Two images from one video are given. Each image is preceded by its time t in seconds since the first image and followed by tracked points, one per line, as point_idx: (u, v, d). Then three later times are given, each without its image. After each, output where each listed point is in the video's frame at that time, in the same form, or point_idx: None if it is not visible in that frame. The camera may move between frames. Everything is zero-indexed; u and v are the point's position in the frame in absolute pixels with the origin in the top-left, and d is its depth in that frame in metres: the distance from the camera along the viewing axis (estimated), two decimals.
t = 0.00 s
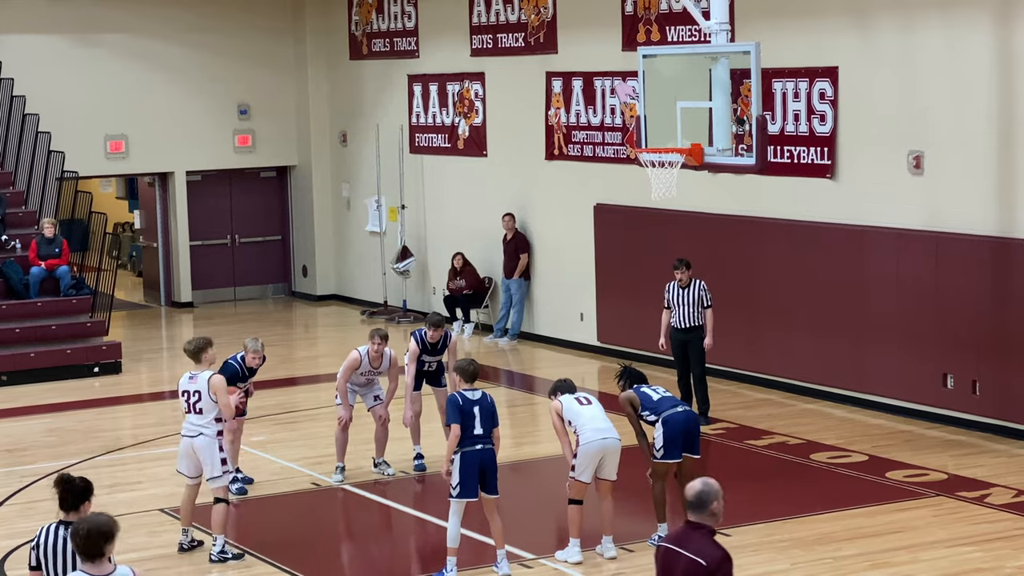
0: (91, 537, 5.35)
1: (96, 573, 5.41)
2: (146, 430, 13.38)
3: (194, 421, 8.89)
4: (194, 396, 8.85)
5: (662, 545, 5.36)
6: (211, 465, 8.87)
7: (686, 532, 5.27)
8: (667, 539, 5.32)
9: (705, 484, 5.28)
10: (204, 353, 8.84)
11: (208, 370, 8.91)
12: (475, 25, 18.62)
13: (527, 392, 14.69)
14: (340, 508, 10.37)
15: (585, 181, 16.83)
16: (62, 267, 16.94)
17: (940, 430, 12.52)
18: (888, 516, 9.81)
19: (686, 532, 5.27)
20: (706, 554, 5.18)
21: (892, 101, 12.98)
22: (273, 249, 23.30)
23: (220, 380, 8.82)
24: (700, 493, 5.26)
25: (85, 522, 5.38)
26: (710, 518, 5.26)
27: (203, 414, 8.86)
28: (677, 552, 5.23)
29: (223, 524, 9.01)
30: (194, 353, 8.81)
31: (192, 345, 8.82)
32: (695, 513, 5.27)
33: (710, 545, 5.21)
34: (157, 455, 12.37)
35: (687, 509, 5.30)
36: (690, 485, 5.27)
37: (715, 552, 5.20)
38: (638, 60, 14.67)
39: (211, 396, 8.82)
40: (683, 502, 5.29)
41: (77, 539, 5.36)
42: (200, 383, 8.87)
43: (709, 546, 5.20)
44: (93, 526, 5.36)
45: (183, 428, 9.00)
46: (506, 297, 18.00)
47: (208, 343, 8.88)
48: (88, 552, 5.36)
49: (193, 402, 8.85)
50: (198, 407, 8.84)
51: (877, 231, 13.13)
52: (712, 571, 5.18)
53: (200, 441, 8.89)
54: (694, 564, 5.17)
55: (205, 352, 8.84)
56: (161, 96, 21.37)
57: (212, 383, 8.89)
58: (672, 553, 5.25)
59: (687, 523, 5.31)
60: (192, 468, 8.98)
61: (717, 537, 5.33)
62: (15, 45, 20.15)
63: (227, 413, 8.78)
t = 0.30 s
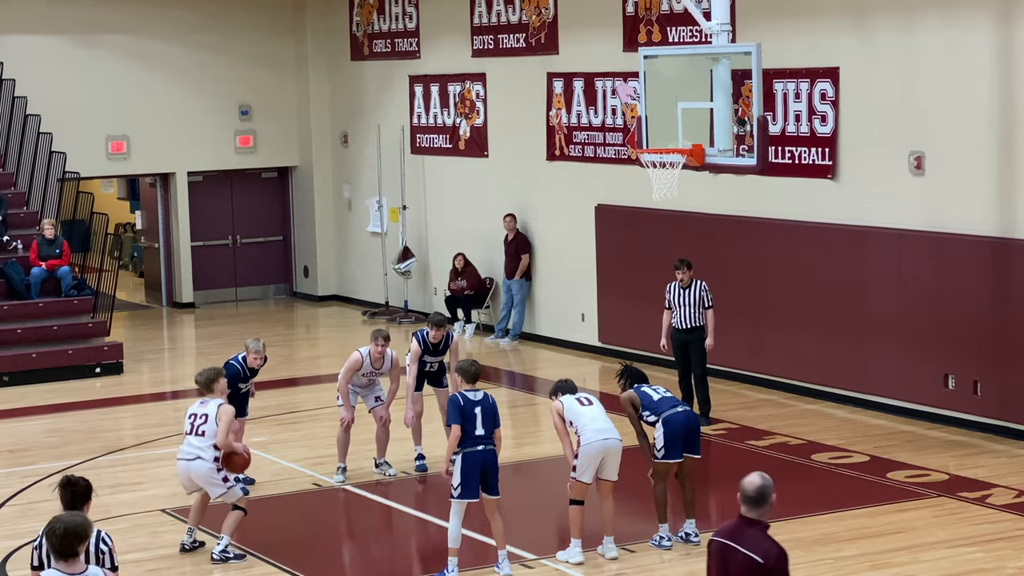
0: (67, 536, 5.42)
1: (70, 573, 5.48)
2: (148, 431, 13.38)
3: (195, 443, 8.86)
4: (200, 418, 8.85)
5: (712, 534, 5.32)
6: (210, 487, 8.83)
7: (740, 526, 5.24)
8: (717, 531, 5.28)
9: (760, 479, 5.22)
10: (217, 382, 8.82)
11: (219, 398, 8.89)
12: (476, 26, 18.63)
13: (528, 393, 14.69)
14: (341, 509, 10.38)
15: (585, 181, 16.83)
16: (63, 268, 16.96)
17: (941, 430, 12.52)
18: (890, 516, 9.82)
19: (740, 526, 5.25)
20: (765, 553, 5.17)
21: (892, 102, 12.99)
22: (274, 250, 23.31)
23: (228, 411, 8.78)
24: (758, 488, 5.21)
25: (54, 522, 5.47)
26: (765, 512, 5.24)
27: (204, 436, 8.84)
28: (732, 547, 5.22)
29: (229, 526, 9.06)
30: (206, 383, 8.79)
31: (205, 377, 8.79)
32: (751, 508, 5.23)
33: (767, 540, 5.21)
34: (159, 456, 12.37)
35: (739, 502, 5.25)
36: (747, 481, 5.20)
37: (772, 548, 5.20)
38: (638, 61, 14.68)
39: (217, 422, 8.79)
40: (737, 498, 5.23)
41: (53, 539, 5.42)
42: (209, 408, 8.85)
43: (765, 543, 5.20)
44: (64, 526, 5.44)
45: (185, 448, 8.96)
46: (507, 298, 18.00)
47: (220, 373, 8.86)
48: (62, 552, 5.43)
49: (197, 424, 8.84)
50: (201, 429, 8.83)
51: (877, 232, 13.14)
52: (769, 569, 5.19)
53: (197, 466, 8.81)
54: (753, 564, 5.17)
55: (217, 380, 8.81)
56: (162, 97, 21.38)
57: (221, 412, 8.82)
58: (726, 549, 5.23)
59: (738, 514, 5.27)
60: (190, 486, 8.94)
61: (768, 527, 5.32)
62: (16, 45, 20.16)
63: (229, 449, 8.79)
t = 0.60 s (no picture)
0: (40, 530, 5.41)
1: (39, 566, 5.47)
2: (148, 433, 13.38)
3: (196, 445, 8.84)
4: (200, 420, 8.85)
5: (754, 538, 5.47)
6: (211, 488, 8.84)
7: (784, 523, 5.38)
8: (759, 532, 5.43)
9: (801, 477, 5.41)
10: (217, 384, 8.82)
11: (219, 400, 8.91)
12: (476, 28, 18.64)
13: (528, 395, 14.69)
14: (342, 510, 10.38)
15: (586, 183, 16.83)
16: (64, 270, 16.95)
17: (942, 431, 12.52)
18: (890, 518, 9.82)
19: (783, 524, 5.38)
20: (810, 547, 5.28)
21: (893, 103, 12.98)
22: (274, 252, 23.32)
23: (229, 410, 8.81)
24: (799, 485, 5.38)
25: (24, 517, 5.45)
26: (808, 510, 5.38)
27: (205, 438, 8.83)
28: (779, 544, 5.33)
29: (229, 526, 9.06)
30: (206, 385, 8.78)
31: (204, 378, 8.78)
32: (793, 504, 5.38)
33: (812, 536, 5.32)
34: (159, 458, 12.37)
35: (780, 501, 5.42)
36: (788, 477, 5.39)
37: (819, 542, 5.30)
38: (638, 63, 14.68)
39: (217, 423, 8.80)
40: (779, 495, 5.40)
41: (25, 532, 5.40)
42: (210, 409, 8.87)
43: (810, 537, 5.31)
44: (34, 520, 5.42)
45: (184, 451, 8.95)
46: (508, 300, 18.00)
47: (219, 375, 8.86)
48: (34, 546, 5.43)
49: (198, 426, 8.84)
50: (202, 431, 8.83)
51: (877, 233, 13.14)
52: (816, 564, 5.27)
53: (199, 467, 8.80)
54: (799, 557, 5.27)
55: (218, 381, 8.80)
56: (162, 99, 21.38)
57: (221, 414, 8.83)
58: (770, 545, 5.36)
59: (781, 515, 5.42)
60: (191, 489, 8.92)
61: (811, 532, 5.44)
62: (17, 47, 20.16)
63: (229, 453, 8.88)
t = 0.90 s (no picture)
0: None
1: None
2: (148, 434, 13.38)
3: (196, 451, 8.84)
4: (194, 427, 8.80)
5: (799, 537, 5.51)
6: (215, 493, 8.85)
7: (829, 519, 5.43)
8: (805, 531, 5.48)
9: (840, 472, 5.47)
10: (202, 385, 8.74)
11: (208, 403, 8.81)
12: (476, 28, 18.64)
13: (528, 396, 14.69)
14: (342, 511, 10.38)
15: (586, 184, 16.83)
16: (64, 271, 16.96)
17: (942, 432, 12.52)
18: (891, 519, 9.81)
19: (829, 519, 5.43)
20: (859, 539, 5.33)
21: (892, 105, 12.98)
22: (274, 253, 23.31)
23: (219, 412, 8.75)
24: (840, 480, 5.44)
25: None
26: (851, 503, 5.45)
27: (203, 443, 8.83)
28: (826, 540, 5.38)
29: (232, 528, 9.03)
30: (194, 387, 8.72)
31: (190, 381, 8.70)
32: (835, 500, 5.44)
33: (858, 529, 5.38)
34: (159, 459, 12.37)
35: (822, 497, 5.47)
36: (827, 473, 5.44)
37: (865, 534, 5.36)
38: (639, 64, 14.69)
39: (211, 427, 8.77)
40: (820, 492, 5.46)
41: None
42: (201, 415, 8.80)
43: (857, 530, 5.37)
44: None
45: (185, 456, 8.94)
46: (507, 301, 18.00)
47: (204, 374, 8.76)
48: None
49: (193, 433, 8.81)
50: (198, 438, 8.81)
51: (877, 234, 13.13)
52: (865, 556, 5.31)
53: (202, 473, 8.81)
54: (848, 549, 5.32)
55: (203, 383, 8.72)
56: (162, 100, 21.37)
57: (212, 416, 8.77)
58: (818, 542, 5.41)
59: (825, 512, 5.47)
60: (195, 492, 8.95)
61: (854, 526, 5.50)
62: (17, 47, 20.16)
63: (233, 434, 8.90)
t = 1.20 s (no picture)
0: None
1: None
2: (148, 437, 13.39)
3: (198, 421, 8.94)
4: (196, 398, 8.88)
5: (835, 532, 5.50)
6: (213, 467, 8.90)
7: (862, 515, 5.41)
8: (839, 525, 5.46)
9: (878, 469, 5.43)
10: (196, 358, 8.78)
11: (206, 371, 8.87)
12: (476, 32, 18.64)
13: (529, 399, 14.69)
14: (342, 515, 10.38)
15: (586, 187, 16.83)
16: (64, 275, 16.97)
17: (942, 435, 12.52)
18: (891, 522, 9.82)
19: (862, 515, 5.41)
20: (886, 535, 5.30)
21: (893, 108, 12.99)
22: (274, 256, 23.32)
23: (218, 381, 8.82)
24: (876, 477, 5.40)
25: None
26: (886, 500, 5.41)
27: (205, 414, 8.91)
28: (856, 536, 5.37)
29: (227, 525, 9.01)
30: (187, 358, 8.75)
31: (183, 352, 8.75)
32: (871, 496, 5.41)
33: (889, 526, 5.34)
34: (159, 463, 12.37)
35: (858, 493, 5.45)
36: (864, 469, 5.41)
37: (895, 532, 5.32)
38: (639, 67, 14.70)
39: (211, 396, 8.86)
40: (856, 487, 5.43)
41: None
42: (199, 386, 8.86)
43: (887, 527, 5.33)
44: None
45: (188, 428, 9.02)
46: (507, 305, 18.01)
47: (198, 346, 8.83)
48: None
49: (195, 404, 8.89)
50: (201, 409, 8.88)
51: (878, 237, 13.14)
52: (893, 553, 5.28)
53: (206, 442, 8.91)
54: (876, 545, 5.30)
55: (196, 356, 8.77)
56: (162, 104, 21.38)
57: (211, 383, 8.86)
58: (850, 537, 5.39)
59: (861, 507, 5.45)
60: (196, 465, 9.02)
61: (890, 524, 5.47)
62: (18, 51, 20.17)
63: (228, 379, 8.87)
